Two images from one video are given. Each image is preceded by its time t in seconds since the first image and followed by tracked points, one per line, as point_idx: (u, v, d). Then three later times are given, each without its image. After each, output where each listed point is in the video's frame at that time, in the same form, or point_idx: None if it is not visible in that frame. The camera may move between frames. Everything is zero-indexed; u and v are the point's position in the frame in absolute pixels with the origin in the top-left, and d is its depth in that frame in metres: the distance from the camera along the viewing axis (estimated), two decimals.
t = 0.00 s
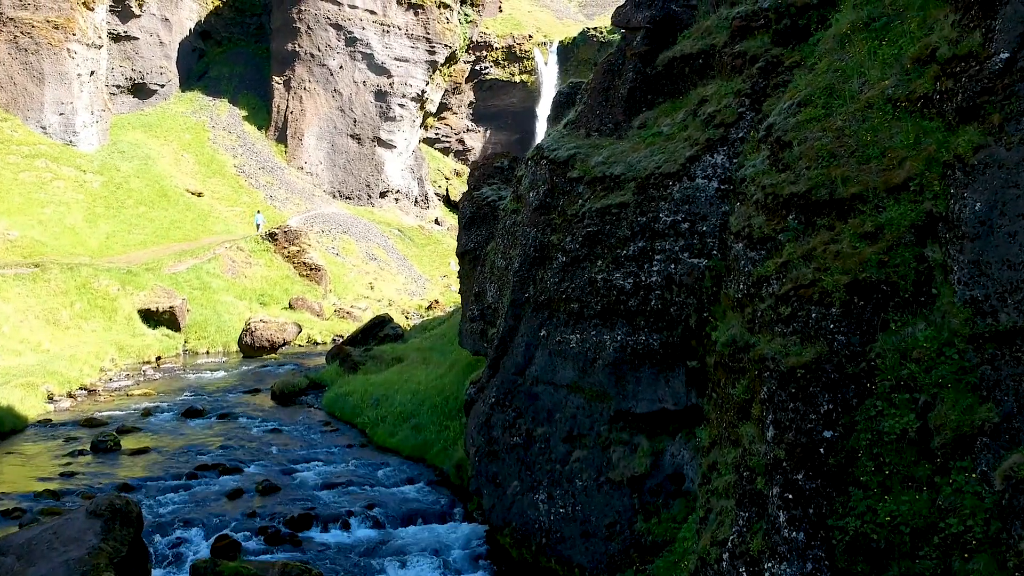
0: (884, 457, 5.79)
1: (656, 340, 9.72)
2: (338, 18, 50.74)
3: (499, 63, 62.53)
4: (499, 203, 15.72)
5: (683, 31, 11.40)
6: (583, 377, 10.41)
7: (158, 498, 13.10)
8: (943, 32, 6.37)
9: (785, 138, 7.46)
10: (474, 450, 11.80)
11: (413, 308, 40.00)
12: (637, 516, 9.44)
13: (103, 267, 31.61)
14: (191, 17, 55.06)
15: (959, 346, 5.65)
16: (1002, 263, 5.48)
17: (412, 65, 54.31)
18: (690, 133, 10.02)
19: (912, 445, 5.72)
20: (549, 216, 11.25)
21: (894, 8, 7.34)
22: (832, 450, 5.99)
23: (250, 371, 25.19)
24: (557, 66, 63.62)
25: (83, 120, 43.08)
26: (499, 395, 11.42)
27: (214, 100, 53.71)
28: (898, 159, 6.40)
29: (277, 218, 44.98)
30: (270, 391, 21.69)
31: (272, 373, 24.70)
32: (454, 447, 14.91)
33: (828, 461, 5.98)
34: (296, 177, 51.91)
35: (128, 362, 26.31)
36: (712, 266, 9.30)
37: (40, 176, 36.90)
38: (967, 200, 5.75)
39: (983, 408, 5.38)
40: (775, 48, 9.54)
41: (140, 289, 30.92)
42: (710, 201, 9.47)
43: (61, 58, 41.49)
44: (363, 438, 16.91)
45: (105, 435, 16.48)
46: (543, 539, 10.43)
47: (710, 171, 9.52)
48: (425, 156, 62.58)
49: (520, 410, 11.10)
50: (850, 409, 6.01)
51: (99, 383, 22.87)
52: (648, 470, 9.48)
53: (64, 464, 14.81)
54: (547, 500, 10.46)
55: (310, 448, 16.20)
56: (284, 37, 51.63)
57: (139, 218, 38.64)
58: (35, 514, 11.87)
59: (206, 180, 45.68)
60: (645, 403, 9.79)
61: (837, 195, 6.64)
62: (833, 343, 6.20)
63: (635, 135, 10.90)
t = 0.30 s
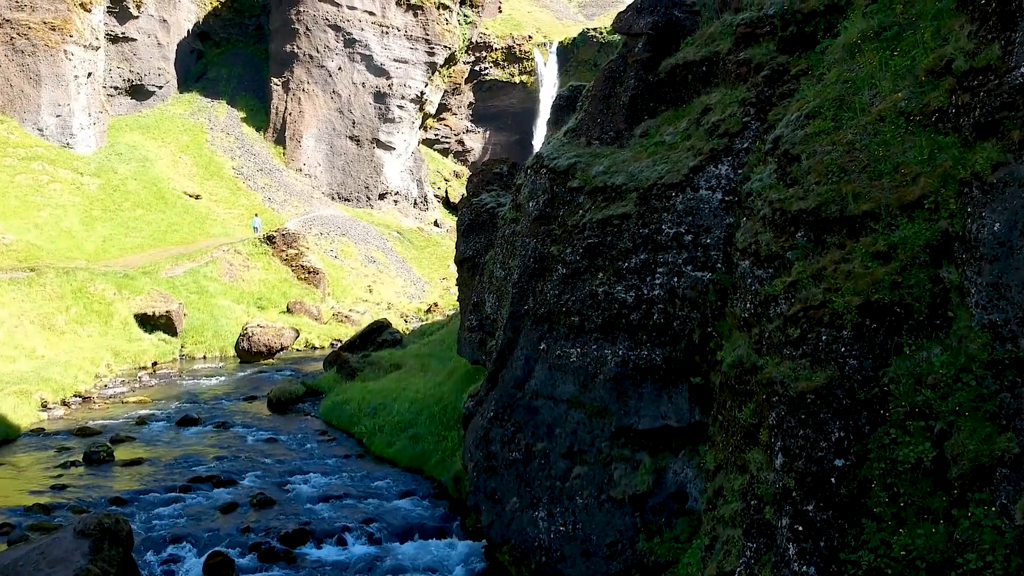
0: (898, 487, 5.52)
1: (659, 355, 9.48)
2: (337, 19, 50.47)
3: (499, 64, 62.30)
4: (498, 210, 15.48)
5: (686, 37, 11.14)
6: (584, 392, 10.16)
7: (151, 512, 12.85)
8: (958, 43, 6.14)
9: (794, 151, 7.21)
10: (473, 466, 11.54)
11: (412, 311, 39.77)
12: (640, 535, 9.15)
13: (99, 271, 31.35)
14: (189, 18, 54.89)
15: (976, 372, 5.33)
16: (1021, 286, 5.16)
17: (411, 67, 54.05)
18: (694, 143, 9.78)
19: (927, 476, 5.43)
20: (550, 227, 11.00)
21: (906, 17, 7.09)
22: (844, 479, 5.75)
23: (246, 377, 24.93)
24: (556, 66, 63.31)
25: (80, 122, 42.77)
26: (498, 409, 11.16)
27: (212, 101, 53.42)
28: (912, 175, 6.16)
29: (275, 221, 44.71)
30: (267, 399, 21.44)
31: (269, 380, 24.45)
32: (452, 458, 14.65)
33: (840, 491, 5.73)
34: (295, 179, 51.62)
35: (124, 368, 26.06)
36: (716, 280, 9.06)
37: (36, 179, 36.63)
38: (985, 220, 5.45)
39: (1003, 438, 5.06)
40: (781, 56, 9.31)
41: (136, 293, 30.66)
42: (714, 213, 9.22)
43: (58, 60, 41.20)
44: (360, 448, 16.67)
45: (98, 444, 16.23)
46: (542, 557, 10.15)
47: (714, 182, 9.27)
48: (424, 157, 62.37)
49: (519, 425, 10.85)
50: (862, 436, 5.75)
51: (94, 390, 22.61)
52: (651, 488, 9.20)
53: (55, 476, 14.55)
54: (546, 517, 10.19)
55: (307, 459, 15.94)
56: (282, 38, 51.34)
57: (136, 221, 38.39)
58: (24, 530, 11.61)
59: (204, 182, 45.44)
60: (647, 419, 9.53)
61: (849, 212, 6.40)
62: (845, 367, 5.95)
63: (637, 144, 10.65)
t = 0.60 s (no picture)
0: (912, 521, 5.27)
1: (662, 371, 9.24)
2: (336, 21, 50.23)
3: (498, 65, 62.13)
4: (497, 218, 15.25)
5: (688, 44, 10.88)
6: (584, 408, 9.93)
7: (142, 527, 12.60)
8: (973, 56, 5.91)
9: (801, 166, 6.97)
10: (470, 481, 11.28)
11: (410, 315, 39.55)
12: (641, 555, 8.90)
13: (95, 275, 31.09)
14: (187, 19, 54.71)
15: (996, 401, 4.98)
16: None
17: (410, 68, 53.69)
18: (697, 153, 9.54)
19: (942, 509, 5.17)
20: (549, 238, 10.76)
21: (918, 27, 6.86)
22: (856, 511, 5.51)
23: (243, 384, 24.66)
24: (556, 67, 62.69)
25: (77, 125, 42.52)
26: (496, 424, 10.92)
27: (210, 103, 53.13)
28: (926, 193, 5.92)
29: (273, 223, 44.45)
30: (263, 406, 21.19)
31: (265, 387, 24.18)
32: (450, 470, 14.41)
33: (851, 524, 5.51)
34: (293, 181, 51.31)
35: (119, 374, 25.82)
36: (721, 294, 8.82)
37: (33, 182, 36.35)
38: (1005, 242, 5.14)
39: None
40: (786, 64, 9.06)
41: (132, 298, 30.41)
42: (718, 225, 8.98)
43: (55, 62, 40.91)
44: (357, 459, 16.43)
45: (91, 455, 15.98)
46: None
47: (718, 194, 9.05)
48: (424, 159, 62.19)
49: (517, 440, 10.61)
50: (875, 466, 5.50)
51: (88, 397, 22.34)
52: (652, 506, 8.92)
53: (45, 489, 14.29)
54: (546, 536, 9.97)
55: (302, 470, 15.69)
56: (280, 40, 51.06)
57: (133, 224, 38.13)
58: (12, 546, 11.36)
59: (202, 185, 45.18)
60: (649, 437, 9.28)
61: (860, 231, 6.15)
62: (855, 394, 5.70)
63: (638, 153, 10.40)
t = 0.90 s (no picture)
0: (927, 557, 5.00)
1: (663, 389, 9.00)
2: (334, 22, 50.02)
3: (498, 66, 62.36)
4: (495, 225, 15.01)
5: (691, 51, 10.64)
6: (584, 425, 9.69)
7: (133, 542, 12.37)
8: (989, 69, 5.66)
9: (808, 181, 6.72)
10: (467, 499, 11.02)
11: (409, 318, 39.30)
12: None
13: (91, 279, 30.84)
14: (186, 21, 54.62)
15: (1015, 433, 4.73)
16: None
17: (409, 69, 53.74)
18: (699, 164, 9.30)
19: (958, 545, 4.89)
20: (547, 250, 10.51)
21: (930, 37, 6.62)
22: (868, 547, 5.26)
23: (240, 391, 24.42)
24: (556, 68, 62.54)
25: (73, 127, 42.34)
26: (493, 441, 10.67)
27: (208, 105, 52.88)
28: (939, 212, 5.68)
29: (271, 226, 44.20)
30: (259, 414, 20.95)
31: (262, 393, 23.94)
32: (448, 483, 14.18)
33: (863, 560, 5.26)
34: (292, 183, 50.99)
35: (115, 381, 25.60)
36: (725, 309, 8.58)
37: (29, 185, 36.10)
38: None
39: None
40: (792, 73, 8.83)
41: (129, 303, 30.18)
42: (721, 239, 8.74)
43: (52, 64, 40.61)
44: (353, 470, 16.19)
45: (83, 466, 15.74)
46: None
47: (721, 207, 8.81)
48: (423, 161, 61.95)
49: (515, 456, 10.38)
50: (887, 500, 5.25)
51: (83, 404, 22.09)
52: (654, 527, 8.63)
53: (36, 502, 14.05)
54: (545, 556, 9.66)
55: (297, 482, 15.45)
56: (278, 41, 50.78)
57: (130, 227, 37.88)
58: None
59: (200, 187, 44.93)
60: (650, 455, 9.01)
61: (871, 251, 5.91)
62: (867, 423, 5.45)
63: (639, 163, 10.16)
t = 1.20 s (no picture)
0: None
1: (665, 407, 8.74)
2: (333, 23, 49.77)
3: (498, 66, 62.43)
4: (493, 233, 14.77)
5: (694, 58, 10.37)
6: (584, 442, 9.43)
7: (124, 558, 12.12)
8: (1008, 82, 5.41)
9: (817, 199, 6.47)
10: (464, 516, 10.75)
11: (408, 322, 39.07)
12: None
13: (88, 284, 30.58)
14: (184, 22, 54.47)
15: None
16: None
17: (408, 71, 53.59)
18: (702, 175, 9.06)
19: None
20: (547, 262, 10.26)
21: (943, 48, 6.39)
22: None
23: (236, 397, 24.18)
24: (556, 69, 62.56)
25: (70, 129, 42.06)
26: (491, 457, 10.41)
27: (206, 107, 52.62)
28: (955, 233, 5.43)
29: (269, 229, 43.94)
30: (255, 422, 20.70)
31: (258, 400, 23.70)
32: (445, 496, 13.93)
33: None
34: (290, 185, 50.66)
35: (110, 387, 25.33)
36: (729, 324, 8.33)
37: (25, 188, 35.84)
38: None
39: None
40: (798, 83, 8.59)
41: (125, 307, 29.93)
42: (725, 252, 8.50)
43: (49, 66, 40.32)
44: (350, 481, 15.93)
45: (75, 477, 15.48)
46: None
47: (725, 219, 8.57)
48: (422, 162, 61.69)
49: (514, 473, 10.13)
50: (902, 535, 4.97)
51: (77, 412, 21.84)
52: (656, 548, 8.31)
53: (26, 515, 13.80)
54: None
55: (293, 493, 15.20)
56: (277, 43, 50.48)
57: (127, 230, 37.62)
58: None
59: (198, 190, 44.66)
60: (652, 474, 8.74)
61: (883, 272, 5.66)
62: (880, 454, 5.18)
63: (641, 174, 9.91)
